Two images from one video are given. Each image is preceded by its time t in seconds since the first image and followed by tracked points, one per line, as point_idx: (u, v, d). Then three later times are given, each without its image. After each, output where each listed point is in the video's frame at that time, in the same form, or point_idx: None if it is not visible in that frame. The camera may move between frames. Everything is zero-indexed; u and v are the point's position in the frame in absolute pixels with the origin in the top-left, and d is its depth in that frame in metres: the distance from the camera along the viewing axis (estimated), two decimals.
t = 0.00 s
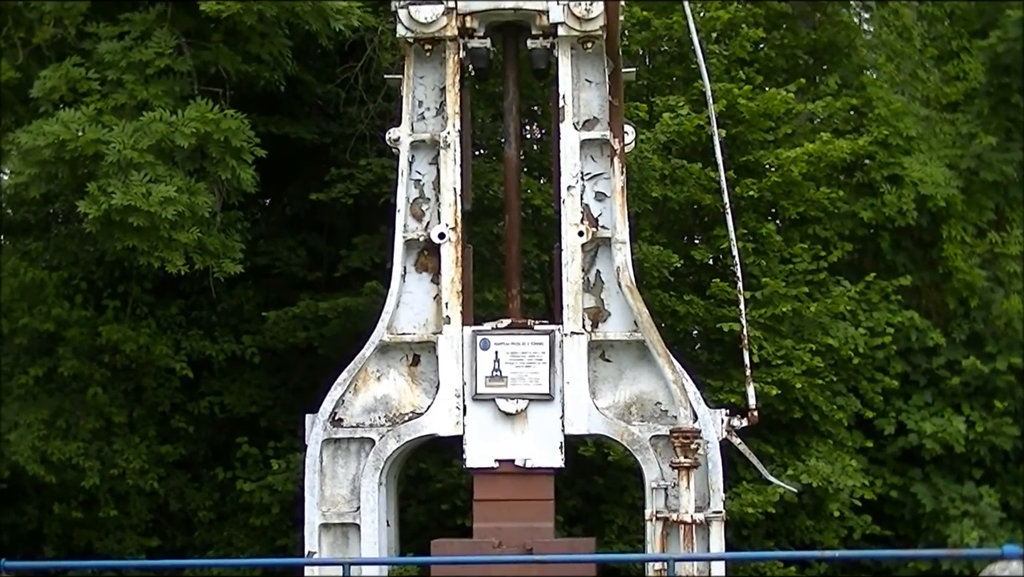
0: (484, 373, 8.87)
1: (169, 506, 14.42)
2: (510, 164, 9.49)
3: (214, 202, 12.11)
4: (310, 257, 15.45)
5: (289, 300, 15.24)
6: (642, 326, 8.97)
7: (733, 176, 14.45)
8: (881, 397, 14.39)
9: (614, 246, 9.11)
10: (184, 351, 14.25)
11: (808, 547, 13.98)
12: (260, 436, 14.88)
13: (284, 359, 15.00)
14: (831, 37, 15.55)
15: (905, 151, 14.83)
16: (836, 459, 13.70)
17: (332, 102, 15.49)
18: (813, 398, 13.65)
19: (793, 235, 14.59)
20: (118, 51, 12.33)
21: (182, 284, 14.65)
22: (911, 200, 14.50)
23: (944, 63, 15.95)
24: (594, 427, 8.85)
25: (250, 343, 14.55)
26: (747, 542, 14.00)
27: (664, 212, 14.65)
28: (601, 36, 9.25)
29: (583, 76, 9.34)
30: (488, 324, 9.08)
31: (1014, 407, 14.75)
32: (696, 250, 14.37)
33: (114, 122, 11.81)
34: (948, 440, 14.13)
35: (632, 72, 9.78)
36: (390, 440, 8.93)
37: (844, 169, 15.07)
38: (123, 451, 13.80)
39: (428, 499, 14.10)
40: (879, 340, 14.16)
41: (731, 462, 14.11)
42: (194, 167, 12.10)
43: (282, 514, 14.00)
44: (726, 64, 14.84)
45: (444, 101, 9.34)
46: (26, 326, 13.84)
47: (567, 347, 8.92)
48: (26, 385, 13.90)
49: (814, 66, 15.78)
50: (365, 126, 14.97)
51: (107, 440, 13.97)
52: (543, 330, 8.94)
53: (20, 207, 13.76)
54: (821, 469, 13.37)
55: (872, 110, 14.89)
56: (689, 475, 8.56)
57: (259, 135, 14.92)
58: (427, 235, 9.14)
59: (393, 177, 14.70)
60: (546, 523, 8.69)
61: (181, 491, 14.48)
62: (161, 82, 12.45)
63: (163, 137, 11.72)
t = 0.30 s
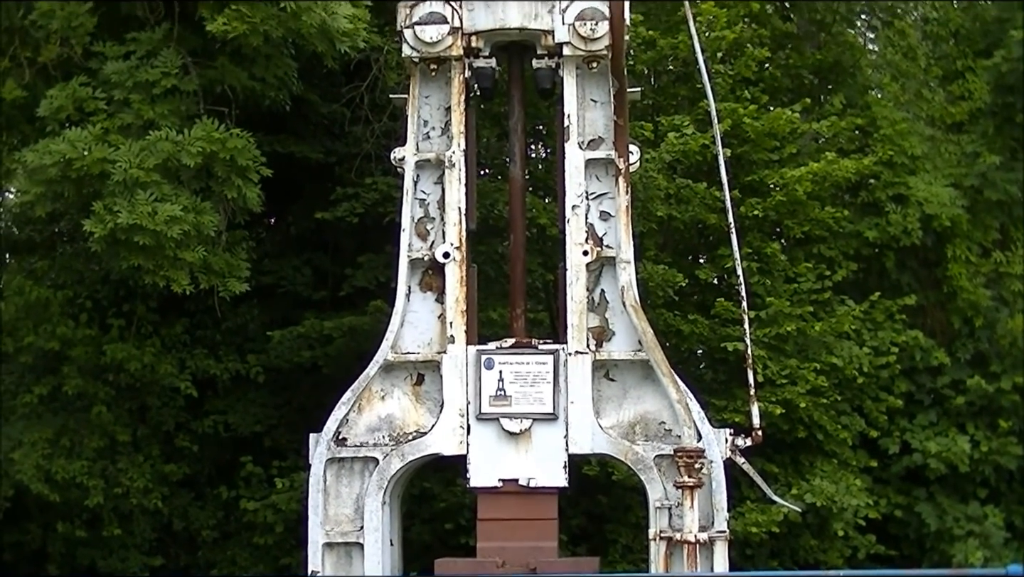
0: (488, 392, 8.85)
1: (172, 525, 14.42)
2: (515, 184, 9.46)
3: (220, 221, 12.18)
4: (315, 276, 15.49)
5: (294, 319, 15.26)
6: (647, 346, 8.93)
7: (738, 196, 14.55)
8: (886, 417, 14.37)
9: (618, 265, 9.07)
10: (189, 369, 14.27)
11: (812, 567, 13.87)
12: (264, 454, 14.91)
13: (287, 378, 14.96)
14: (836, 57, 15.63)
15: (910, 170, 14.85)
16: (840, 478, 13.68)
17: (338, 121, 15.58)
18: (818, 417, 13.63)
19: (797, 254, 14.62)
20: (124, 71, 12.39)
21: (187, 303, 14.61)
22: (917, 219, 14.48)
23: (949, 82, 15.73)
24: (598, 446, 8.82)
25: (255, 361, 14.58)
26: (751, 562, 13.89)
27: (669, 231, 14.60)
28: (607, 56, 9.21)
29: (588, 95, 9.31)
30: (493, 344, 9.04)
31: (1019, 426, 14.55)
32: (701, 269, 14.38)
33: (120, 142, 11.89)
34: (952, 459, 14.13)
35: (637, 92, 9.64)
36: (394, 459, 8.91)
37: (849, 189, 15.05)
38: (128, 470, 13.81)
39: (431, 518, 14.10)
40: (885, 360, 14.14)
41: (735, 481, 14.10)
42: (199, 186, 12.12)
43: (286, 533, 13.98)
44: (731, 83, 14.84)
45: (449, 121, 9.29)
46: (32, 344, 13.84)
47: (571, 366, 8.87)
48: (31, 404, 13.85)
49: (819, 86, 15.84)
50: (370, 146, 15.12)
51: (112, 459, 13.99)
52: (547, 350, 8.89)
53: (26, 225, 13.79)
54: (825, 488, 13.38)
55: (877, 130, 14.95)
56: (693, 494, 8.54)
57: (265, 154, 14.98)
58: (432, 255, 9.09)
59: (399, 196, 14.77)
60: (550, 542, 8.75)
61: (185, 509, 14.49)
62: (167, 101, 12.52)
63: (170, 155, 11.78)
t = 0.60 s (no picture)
0: (492, 403, 8.78)
1: (177, 536, 14.40)
2: (520, 196, 9.40)
3: (224, 232, 12.18)
4: (319, 287, 15.52)
5: (298, 330, 15.28)
6: (651, 356, 8.85)
7: (742, 207, 14.53)
8: (890, 427, 14.34)
9: (622, 276, 8.99)
10: (194, 380, 14.24)
11: None
12: (268, 466, 14.98)
13: (291, 390, 15.02)
14: (840, 67, 15.62)
15: (915, 181, 14.83)
16: (845, 488, 13.64)
17: (342, 133, 15.62)
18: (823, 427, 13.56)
19: (802, 264, 14.59)
20: (129, 82, 12.39)
21: (192, 314, 14.66)
22: (922, 230, 14.52)
23: (953, 93, 16.01)
24: (602, 457, 8.74)
25: (259, 372, 14.49)
26: (756, 572, 13.91)
27: (673, 241, 14.65)
28: (611, 67, 9.18)
29: (592, 106, 9.27)
30: (497, 354, 8.99)
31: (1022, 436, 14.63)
32: (705, 279, 14.39)
33: (125, 152, 11.89)
34: (957, 469, 14.09)
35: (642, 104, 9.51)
36: (398, 469, 8.80)
37: (853, 200, 15.02)
38: (132, 481, 13.78)
39: (435, 529, 14.11)
40: (889, 370, 14.10)
41: (739, 491, 14.11)
42: (205, 198, 12.17)
43: (290, 544, 13.94)
44: (737, 93, 14.85)
45: (453, 132, 9.26)
46: (35, 356, 13.98)
47: (575, 377, 8.82)
48: (35, 415, 13.96)
49: (822, 97, 15.76)
50: (374, 157, 15.17)
51: (116, 470, 13.97)
52: (552, 360, 8.82)
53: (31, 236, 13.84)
54: (829, 498, 13.29)
55: (881, 140, 14.94)
56: (697, 504, 8.48)
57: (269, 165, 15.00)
58: (436, 265, 9.03)
59: (402, 207, 14.72)
60: (553, 552, 8.65)
61: (190, 520, 14.47)
62: (172, 113, 12.55)
63: (175, 167, 11.80)
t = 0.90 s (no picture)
0: (492, 420, 8.76)
1: (176, 551, 14.33)
2: (520, 212, 9.38)
3: (224, 247, 12.20)
4: (320, 303, 15.54)
5: (298, 346, 15.30)
6: (651, 373, 8.84)
7: (743, 224, 14.54)
8: (891, 445, 14.34)
9: (623, 292, 8.99)
10: (194, 396, 14.22)
11: None
12: (268, 481, 14.98)
13: (292, 406, 15.03)
14: (840, 85, 15.59)
15: (915, 199, 14.84)
16: (845, 506, 13.62)
17: (343, 148, 15.65)
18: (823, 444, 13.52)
19: (802, 281, 14.59)
20: (130, 98, 12.44)
21: (193, 328, 14.66)
22: (922, 247, 14.52)
23: (954, 111, 16.08)
24: (602, 474, 8.73)
25: (259, 389, 14.49)
26: None
27: (673, 258, 14.67)
28: (612, 83, 9.19)
29: (593, 123, 9.29)
30: (497, 371, 8.97)
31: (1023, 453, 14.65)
32: (706, 296, 14.39)
33: (126, 167, 11.91)
34: (957, 487, 14.09)
35: (642, 120, 9.49)
36: (398, 486, 8.78)
37: (854, 217, 15.05)
38: (132, 496, 13.75)
39: (435, 545, 14.11)
40: (889, 388, 14.10)
41: (739, 509, 14.12)
42: (205, 214, 12.20)
43: (289, 560, 13.91)
44: (738, 110, 14.92)
45: (454, 148, 9.27)
46: (35, 370, 14.00)
47: (575, 394, 8.80)
48: (35, 429, 13.99)
49: (823, 114, 15.80)
50: (375, 173, 15.17)
51: (116, 485, 13.94)
52: (552, 377, 8.81)
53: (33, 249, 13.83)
54: (830, 516, 13.28)
55: (883, 158, 14.89)
56: (697, 522, 8.42)
57: (271, 181, 15.04)
58: (437, 282, 9.03)
59: (403, 224, 14.78)
60: (553, 570, 8.62)
61: (189, 535, 14.44)
62: (173, 128, 12.55)
63: (176, 182, 11.82)
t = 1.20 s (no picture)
0: (490, 436, 8.75)
1: (174, 567, 14.32)
2: (519, 229, 9.39)
3: (223, 263, 12.23)
4: (319, 319, 15.56)
5: (297, 362, 15.31)
6: (650, 390, 8.83)
7: (742, 241, 14.62)
8: (889, 462, 14.34)
9: (621, 309, 9.00)
10: (192, 412, 14.22)
11: None
12: (266, 497, 14.97)
13: (290, 422, 15.03)
14: (838, 103, 15.65)
15: (913, 217, 14.85)
16: (843, 523, 13.61)
17: (341, 165, 15.70)
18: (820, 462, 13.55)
19: (801, 298, 14.63)
20: (129, 114, 12.47)
21: (191, 344, 14.69)
22: (920, 264, 14.55)
23: (953, 128, 16.26)
24: (601, 490, 8.70)
25: (258, 405, 14.51)
26: None
27: (672, 275, 14.68)
28: (611, 101, 9.22)
29: (591, 139, 9.30)
30: (496, 387, 8.97)
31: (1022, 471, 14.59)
32: (705, 313, 14.40)
33: (125, 183, 11.93)
34: (955, 505, 14.09)
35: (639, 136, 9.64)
36: (396, 502, 8.77)
37: (852, 234, 15.05)
38: (129, 512, 13.73)
39: (433, 562, 14.10)
40: (887, 405, 14.10)
41: (737, 526, 14.11)
42: (203, 229, 12.21)
43: None
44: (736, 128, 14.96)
45: (453, 164, 9.29)
46: (34, 386, 13.93)
47: (574, 411, 8.79)
48: (33, 445, 13.98)
49: (821, 131, 15.86)
50: (374, 189, 15.25)
51: (114, 501, 13.93)
52: (550, 394, 8.80)
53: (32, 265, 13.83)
54: (828, 533, 13.27)
55: (880, 175, 14.98)
56: (695, 539, 8.44)
57: (269, 197, 15.08)
58: (435, 298, 9.04)
59: (402, 240, 14.77)
60: None
61: (187, 551, 14.41)
62: (172, 145, 12.58)
63: (174, 198, 11.83)
